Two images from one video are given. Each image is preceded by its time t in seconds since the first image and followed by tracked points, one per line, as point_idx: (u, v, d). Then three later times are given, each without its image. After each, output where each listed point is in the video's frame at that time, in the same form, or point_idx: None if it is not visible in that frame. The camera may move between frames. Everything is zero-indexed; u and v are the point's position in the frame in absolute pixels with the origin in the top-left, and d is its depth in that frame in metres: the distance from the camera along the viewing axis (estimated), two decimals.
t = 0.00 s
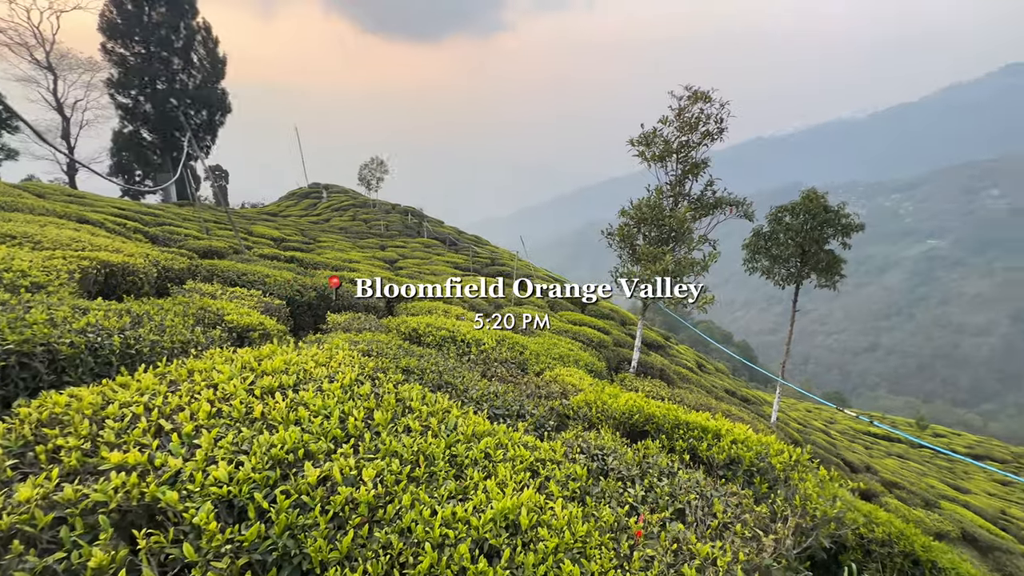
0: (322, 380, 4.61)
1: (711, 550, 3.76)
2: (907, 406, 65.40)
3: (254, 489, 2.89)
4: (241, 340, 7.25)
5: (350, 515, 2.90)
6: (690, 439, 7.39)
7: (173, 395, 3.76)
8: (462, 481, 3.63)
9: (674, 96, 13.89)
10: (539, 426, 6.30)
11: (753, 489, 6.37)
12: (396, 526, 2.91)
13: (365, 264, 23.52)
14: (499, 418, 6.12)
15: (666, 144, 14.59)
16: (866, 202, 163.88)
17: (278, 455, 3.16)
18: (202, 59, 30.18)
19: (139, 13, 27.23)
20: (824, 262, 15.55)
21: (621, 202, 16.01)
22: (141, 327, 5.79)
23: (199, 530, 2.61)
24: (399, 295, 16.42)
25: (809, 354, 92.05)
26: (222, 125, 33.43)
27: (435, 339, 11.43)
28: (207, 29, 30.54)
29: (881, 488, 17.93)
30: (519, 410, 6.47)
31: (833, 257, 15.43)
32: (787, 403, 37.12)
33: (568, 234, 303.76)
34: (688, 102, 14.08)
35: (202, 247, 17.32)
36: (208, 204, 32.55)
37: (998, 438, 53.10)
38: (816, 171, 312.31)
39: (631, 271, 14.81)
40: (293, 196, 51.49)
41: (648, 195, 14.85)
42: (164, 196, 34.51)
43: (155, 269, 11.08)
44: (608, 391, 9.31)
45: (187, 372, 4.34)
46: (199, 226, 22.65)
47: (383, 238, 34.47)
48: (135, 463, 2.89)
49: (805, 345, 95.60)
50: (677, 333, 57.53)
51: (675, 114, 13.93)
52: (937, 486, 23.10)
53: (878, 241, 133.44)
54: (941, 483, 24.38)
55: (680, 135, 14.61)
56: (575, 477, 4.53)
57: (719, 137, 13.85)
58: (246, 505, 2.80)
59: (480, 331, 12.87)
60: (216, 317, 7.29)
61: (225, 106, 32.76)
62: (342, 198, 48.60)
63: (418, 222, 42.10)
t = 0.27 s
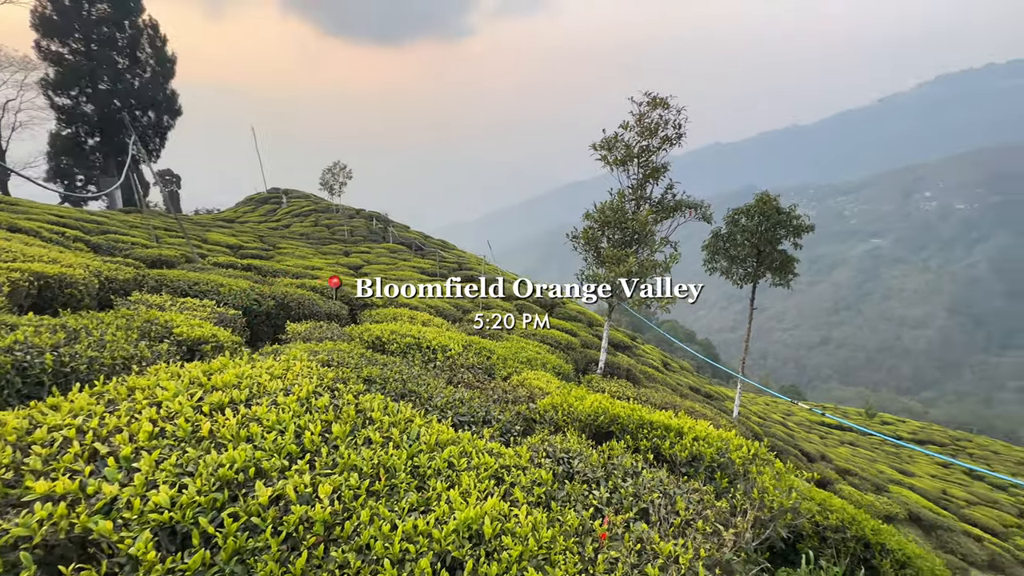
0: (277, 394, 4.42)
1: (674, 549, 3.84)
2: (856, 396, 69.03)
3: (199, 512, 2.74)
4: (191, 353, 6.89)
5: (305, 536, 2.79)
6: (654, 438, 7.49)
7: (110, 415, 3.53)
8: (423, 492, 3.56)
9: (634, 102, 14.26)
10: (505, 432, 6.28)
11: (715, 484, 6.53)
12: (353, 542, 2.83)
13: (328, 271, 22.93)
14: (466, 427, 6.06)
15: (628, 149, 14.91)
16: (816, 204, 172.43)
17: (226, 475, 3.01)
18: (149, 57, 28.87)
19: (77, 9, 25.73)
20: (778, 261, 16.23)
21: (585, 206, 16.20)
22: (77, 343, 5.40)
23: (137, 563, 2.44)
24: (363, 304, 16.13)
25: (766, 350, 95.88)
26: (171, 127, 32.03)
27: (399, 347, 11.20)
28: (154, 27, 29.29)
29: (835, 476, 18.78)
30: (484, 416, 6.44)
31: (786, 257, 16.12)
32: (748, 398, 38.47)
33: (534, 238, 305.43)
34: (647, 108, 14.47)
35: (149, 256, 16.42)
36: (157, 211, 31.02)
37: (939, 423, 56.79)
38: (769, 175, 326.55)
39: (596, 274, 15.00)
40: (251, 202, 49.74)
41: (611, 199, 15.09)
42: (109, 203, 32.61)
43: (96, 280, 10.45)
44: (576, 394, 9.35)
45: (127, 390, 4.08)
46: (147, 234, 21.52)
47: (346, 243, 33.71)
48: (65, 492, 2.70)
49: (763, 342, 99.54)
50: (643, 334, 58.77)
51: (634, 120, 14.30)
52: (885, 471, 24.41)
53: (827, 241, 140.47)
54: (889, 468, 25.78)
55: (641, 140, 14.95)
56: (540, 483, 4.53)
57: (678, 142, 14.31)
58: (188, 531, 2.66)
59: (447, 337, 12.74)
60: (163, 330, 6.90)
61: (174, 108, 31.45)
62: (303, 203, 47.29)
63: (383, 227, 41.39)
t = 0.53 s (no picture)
0: (222, 412, 4.19)
1: (632, 548, 3.91)
2: (804, 388, 72.83)
3: (127, 548, 2.54)
4: (127, 372, 6.43)
5: (250, 565, 2.63)
6: (613, 439, 7.61)
7: (26, 445, 3.25)
8: (380, 508, 3.46)
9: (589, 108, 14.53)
10: (466, 441, 6.23)
11: (671, 481, 6.71)
12: (303, 568, 2.70)
13: (283, 280, 22.12)
14: (425, 436, 5.95)
15: (584, 155, 15.18)
16: (762, 207, 181.38)
17: (161, 503, 2.81)
18: (79, 55, 26.84)
19: None
20: (729, 262, 16.90)
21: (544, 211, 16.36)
22: None
23: None
24: (319, 313, 15.61)
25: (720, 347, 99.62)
26: (104, 129, 30.06)
27: (357, 357, 10.92)
28: (84, 22, 27.16)
29: (786, 464, 19.69)
30: (444, 425, 6.37)
31: (736, 258, 16.80)
32: (705, 393, 39.90)
33: (495, 243, 305.63)
34: (602, 114, 14.79)
35: (80, 268, 15.25)
36: (89, 219, 29.01)
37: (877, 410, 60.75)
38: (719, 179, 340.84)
39: (557, 277, 15.14)
40: (197, 209, 47.36)
41: (569, 204, 15.32)
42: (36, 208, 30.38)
43: (17, 297, 9.64)
44: (537, 398, 9.37)
45: (50, 415, 3.78)
46: (79, 245, 20.02)
47: (301, 251, 32.62)
48: None
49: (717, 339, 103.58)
50: (604, 336, 59.90)
51: (590, 126, 14.56)
52: (831, 457, 25.86)
53: (772, 242, 147.89)
54: (834, 455, 27.32)
55: (598, 146, 15.25)
56: (500, 489, 4.51)
57: (632, 147, 14.65)
58: (115, 568, 2.44)
59: (407, 345, 12.54)
60: (94, 348, 6.43)
61: (106, 109, 29.50)
62: (254, 210, 45.46)
63: (340, 234, 40.34)
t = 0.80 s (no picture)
0: (158, 436, 3.91)
1: (592, 551, 3.94)
2: (755, 382, 76.24)
3: None
4: (51, 396, 5.95)
5: None
6: (574, 443, 7.65)
7: None
8: (331, 528, 3.32)
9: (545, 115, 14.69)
10: (426, 451, 6.13)
11: (631, 481, 6.80)
12: None
13: (234, 290, 21.16)
14: (385, 448, 5.82)
15: (542, 160, 15.33)
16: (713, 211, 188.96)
17: (82, 540, 2.59)
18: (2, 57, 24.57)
19: None
20: (684, 264, 17.44)
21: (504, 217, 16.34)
22: None
23: None
24: (272, 324, 14.97)
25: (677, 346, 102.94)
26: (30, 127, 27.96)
27: (311, 369, 10.54)
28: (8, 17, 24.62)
29: (742, 457, 20.43)
30: (403, 436, 6.22)
31: (691, 259, 17.37)
32: (664, 391, 41.09)
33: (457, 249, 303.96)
34: (559, 121, 14.96)
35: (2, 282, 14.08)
36: (11, 228, 26.81)
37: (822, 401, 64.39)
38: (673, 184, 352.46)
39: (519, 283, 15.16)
40: (137, 216, 44.70)
41: (528, 209, 15.38)
42: None
43: None
44: (498, 404, 9.30)
45: None
46: None
47: (253, 260, 31.27)
48: None
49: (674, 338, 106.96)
50: (566, 338, 60.59)
51: (547, 132, 14.73)
52: (782, 447, 27.12)
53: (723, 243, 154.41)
54: (785, 445, 28.69)
55: (554, 151, 15.44)
56: (460, 500, 4.44)
57: (587, 153, 14.93)
58: None
59: (365, 355, 12.23)
60: (12, 370, 5.88)
61: (33, 107, 27.37)
62: (201, 217, 43.31)
63: (295, 241, 38.99)
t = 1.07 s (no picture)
0: (81, 462, 3.59)
1: (551, 558, 3.94)
2: (712, 378, 79.01)
3: None
4: None
5: None
6: (536, 447, 7.63)
7: None
8: (278, 552, 3.19)
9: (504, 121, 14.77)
10: (384, 464, 5.96)
11: (594, 484, 6.86)
12: None
13: (180, 302, 20.07)
14: (340, 463, 5.61)
15: (501, 165, 15.35)
16: (669, 214, 195.09)
17: None
18: None
19: None
20: (643, 265, 17.88)
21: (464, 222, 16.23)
22: None
23: None
24: (221, 336, 14.24)
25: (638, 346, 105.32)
26: None
27: (262, 384, 10.07)
28: None
29: (701, 452, 21.07)
30: (360, 449, 6.04)
31: (649, 261, 17.84)
32: (626, 390, 41.88)
33: (418, 255, 300.00)
34: (517, 126, 15.07)
35: None
36: None
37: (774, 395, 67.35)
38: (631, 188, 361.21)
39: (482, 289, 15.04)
40: (71, 224, 41.74)
41: (489, 214, 15.34)
42: None
43: None
44: (459, 411, 9.19)
45: None
46: None
47: (201, 269, 29.71)
48: None
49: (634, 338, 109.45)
50: (530, 341, 60.89)
51: (506, 137, 14.79)
52: (738, 441, 28.17)
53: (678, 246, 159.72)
54: (740, 437, 29.77)
55: (513, 156, 15.51)
56: (419, 513, 4.32)
57: (546, 158, 15.08)
58: None
59: (321, 366, 11.83)
60: None
61: None
62: (143, 225, 40.88)
63: (248, 249, 37.34)
